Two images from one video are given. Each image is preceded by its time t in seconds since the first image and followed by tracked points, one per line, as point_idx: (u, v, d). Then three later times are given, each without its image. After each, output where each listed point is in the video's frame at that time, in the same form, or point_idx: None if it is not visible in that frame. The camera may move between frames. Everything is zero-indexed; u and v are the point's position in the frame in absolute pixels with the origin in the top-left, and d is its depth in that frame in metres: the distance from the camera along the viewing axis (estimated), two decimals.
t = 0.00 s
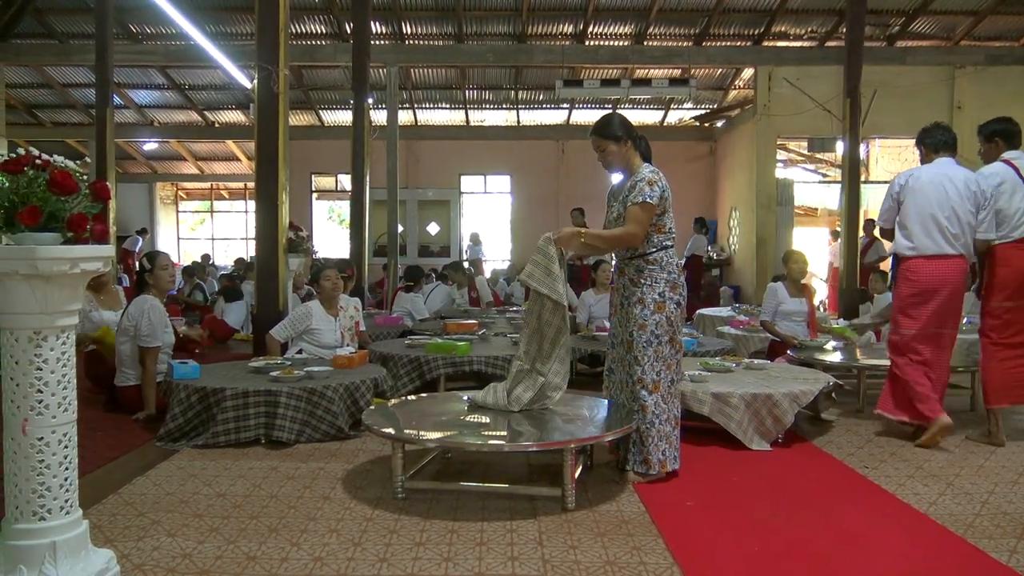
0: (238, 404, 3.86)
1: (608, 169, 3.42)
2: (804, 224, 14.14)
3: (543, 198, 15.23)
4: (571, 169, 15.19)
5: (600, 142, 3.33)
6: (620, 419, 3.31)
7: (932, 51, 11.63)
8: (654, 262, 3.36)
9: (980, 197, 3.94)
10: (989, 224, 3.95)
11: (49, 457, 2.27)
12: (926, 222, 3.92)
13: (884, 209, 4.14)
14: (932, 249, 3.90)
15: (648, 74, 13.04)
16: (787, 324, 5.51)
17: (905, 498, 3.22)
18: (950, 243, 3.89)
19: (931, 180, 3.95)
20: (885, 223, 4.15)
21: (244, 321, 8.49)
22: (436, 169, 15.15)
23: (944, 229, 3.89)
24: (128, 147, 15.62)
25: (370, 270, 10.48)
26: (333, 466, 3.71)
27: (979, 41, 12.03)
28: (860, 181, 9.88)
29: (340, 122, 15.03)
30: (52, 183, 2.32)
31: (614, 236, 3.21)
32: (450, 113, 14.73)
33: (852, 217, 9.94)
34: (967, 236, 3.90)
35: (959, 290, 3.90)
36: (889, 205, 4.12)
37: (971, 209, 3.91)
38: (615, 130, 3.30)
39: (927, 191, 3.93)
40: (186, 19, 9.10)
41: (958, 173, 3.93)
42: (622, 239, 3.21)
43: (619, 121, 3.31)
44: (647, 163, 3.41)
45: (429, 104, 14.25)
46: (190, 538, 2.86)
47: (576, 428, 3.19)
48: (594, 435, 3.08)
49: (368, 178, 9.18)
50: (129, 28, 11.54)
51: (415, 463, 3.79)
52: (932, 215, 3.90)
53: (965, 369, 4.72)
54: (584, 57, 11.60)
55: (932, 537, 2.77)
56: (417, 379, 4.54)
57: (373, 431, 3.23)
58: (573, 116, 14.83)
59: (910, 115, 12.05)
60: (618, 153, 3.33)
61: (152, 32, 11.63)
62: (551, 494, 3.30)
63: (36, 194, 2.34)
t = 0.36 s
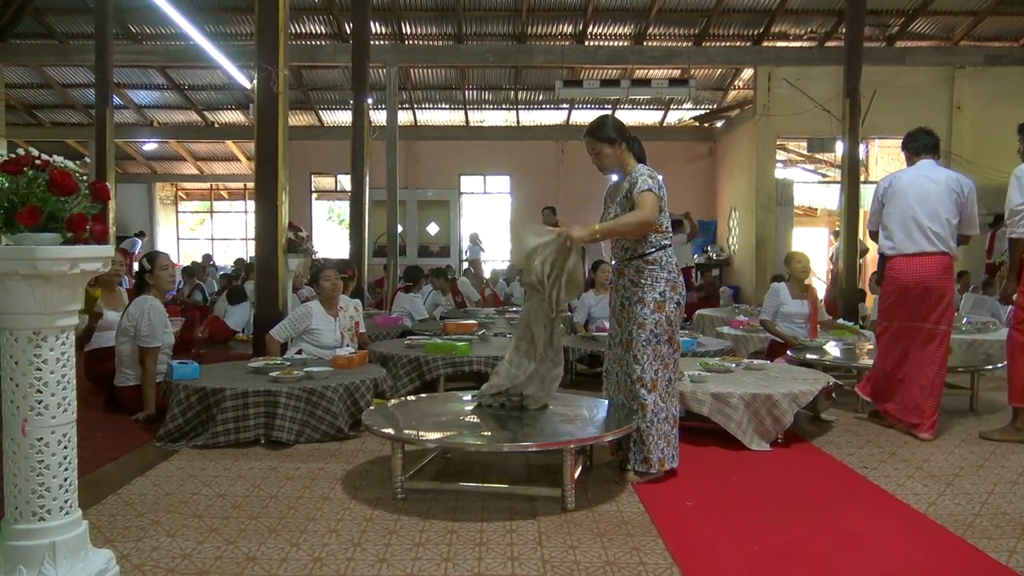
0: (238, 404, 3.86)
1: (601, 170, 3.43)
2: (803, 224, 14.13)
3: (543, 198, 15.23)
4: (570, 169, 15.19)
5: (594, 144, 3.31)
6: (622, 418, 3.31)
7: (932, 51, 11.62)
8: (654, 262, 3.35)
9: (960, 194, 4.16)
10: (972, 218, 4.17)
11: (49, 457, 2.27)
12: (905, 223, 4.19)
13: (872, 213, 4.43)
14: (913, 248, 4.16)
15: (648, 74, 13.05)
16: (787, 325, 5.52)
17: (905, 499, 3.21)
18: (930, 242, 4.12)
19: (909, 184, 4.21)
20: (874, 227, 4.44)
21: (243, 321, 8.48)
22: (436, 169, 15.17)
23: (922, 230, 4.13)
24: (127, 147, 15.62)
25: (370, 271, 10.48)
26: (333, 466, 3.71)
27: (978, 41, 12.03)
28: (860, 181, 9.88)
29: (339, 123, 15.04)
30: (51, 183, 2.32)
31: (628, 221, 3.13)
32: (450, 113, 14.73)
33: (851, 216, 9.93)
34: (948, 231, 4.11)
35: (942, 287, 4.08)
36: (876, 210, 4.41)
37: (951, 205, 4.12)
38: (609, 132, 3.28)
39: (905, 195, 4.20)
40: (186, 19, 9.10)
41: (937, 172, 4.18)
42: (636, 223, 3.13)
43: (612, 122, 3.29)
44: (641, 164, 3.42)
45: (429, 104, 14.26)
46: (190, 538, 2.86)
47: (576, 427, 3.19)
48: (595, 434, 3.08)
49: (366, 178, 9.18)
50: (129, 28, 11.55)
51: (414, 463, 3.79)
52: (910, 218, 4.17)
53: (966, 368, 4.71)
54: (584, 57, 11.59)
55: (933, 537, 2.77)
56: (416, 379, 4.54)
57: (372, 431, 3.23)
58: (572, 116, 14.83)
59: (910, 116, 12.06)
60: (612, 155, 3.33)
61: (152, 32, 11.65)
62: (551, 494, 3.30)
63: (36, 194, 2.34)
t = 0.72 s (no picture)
0: (236, 404, 3.86)
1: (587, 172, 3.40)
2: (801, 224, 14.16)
3: (541, 198, 15.22)
4: (568, 169, 15.18)
5: (583, 144, 3.29)
6: (621, 419, 3.31)
7: (929, 52, 11.62)
8: (651, 263, 3.35)
9: (933, 194, 4.39)
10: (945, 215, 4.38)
11: (46, 458, 2.27)
12: (888, 223, 4.36)
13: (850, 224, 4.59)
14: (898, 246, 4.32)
15: (645, 75, 13.05)
16: (786, 326, 5.53)
17: (902, 499, 3.22)
18: (914, 238, 4.30)
19: (885, 189, 4.42)
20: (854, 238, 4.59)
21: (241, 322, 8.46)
22: (434, 170, 15.16)
23: (906, 227, 4.31)
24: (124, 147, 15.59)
25: (367, 271, 10.46)
26: (330, 467, 3.70)
27: (975, 42, 12.05)
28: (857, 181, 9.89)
29: (337, 123, 15.02)
30: (49, 184, 2.32)
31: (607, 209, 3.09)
32: (447, 114, 14.73)
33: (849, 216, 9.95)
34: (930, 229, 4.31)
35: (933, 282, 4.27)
36: (854, 218, 4.58)
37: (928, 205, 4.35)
38: (598, 133, 3.25)
39: (884, 197, 4.39)
40: (183, 20, 9.09)
41: (907, 177, 4.43)
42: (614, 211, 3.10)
43: (601, 124, 3.27)
44: (629, 165, 3.41)
45: (426, 104, 14.26)
46: (187, 538, 2.86)
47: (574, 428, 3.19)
48: (593, 435, 3.08)
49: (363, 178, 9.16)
50: (126, 28, 11.54)
51: (411, 464, 3.79)
52: (892, 217, 4.35)
53: (963, 368, 4.72)
54: (581, 58, 11.58)
55: (930, 537, 2.78)
56: (415, 379, 4.55)
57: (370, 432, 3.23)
58: (570, 116, 14.81)
59: (907, 116, 12.07)
60: (600, 157, 3.31)
61: (149, 32, 11.64)
62: (549, 495, 3.30)
63: (33, 194, 2.34)
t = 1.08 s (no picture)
0: (234, 411, 3.86)
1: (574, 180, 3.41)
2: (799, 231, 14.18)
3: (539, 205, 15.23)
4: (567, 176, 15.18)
5: (573, 151, 3.30)
6: (619, 427, 3.31)
7: (926, 60, 11.65)
8: (646, 272, 3.35)
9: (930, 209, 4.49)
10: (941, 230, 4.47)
11: (42, 465, 2.26)
12: (896, 229, 4.37)
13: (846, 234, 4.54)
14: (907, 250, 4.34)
15: (643, 82, 13.07)
16: (785, 334, 5.54)
17: (900, 507, 3.21)
18: (918, 249, 4.35)
19: (888, 197, 4.44)
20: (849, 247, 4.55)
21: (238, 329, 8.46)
22: (432, 177, 15.17)
23: (912, 233, 4.35)
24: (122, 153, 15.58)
25: (364, 278, 10.46)
26: (328, 474, 3.70)
27: (972, 50, 12.09)
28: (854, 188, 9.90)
29: (335, 130, 15.03)
30: (47, 190, 2.33)
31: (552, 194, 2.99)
32: (445, 121, 14.74)
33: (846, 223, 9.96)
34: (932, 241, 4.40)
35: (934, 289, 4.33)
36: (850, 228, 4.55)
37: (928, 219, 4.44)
38: (587, 140, 3.27)
39: (889, 208, 4.40)
40: (182, 28, 9.11)
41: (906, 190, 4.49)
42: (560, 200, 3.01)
43: (592, 132, 3.28)
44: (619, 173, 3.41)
45: (424, 111, 14.28)
46: (183, 546, 2.85)
47: (572, 435, 3.19)
48: (591, 442, 3.08)
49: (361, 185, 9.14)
50: (124, 35, 11.55)
51: (409, 471, 3.78)
52: (899, 227, 4.36)
53: (961, 376, 4.72)
54: (579, 65, 11.58)
55: (928, 544, 2.77)
56: (413, 387, 4.55)
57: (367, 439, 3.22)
58: (568, 123, 14.82)
59: (904, 124, 12.10)
60: (589, 165, 3.31)
61: (147, 39, 11.67)
62: (547, 502, 3.29)
63: (31, 201, 2.34)
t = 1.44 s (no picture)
0: (231, 419, 3.85)
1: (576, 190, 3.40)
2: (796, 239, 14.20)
3: (537, 212, 15.24)
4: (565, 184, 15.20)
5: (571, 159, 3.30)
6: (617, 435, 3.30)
7: (923, 67, 11.68)
8: (646, 279, 3.35)
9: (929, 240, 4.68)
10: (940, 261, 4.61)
11: (39, 474, 2.26)
12: (903, 244, 4.49)
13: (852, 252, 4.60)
14: (914, 258, 4.42)
15: (640, 90, 13.10)
16: (783, 341, 5.55)
17: (899, 514, 3.21)
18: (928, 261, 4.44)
19: (890, 223, 4.62)
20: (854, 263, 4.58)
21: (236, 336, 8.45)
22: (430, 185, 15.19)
23: (920, 250, 4.48)
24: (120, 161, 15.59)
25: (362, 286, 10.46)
26: (326, 482, 3.69)
27: (968, 57, 12.14)
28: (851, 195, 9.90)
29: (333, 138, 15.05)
30: (44, 199, 2.33)
31: (578, 162, 3.09)
32: (443, 129, 14.77)
33: (843, 229, 9.98)
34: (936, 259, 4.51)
35: (942, 298, 4.35)
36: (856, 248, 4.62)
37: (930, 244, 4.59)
38: (585, 147, 3.26)
39: (895, 230, 4.56)
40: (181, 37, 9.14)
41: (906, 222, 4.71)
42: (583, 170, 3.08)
43: (588, 139, 3.27)
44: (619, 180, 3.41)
45: (422, 119, 14.31)
46: (181, 555, 2.84)
47: (569, 443, 3.18)
48: (589, 450, 3.07)
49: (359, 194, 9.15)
50: (123, 43, 11.58)
51: (407, 479, 3.77)
52: (907, 243, 4.49)
53: (959, 383, 4.72)
54: (577, 73, 11.61)
55: (927, 551, 2.77)
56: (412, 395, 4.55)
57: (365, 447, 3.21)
58: (566, 131, 14.84)
59: (900, 131, 12.14)
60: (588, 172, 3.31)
61: (145, 47, 11.70)
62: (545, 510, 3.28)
63: (28, 209, 2.34)
